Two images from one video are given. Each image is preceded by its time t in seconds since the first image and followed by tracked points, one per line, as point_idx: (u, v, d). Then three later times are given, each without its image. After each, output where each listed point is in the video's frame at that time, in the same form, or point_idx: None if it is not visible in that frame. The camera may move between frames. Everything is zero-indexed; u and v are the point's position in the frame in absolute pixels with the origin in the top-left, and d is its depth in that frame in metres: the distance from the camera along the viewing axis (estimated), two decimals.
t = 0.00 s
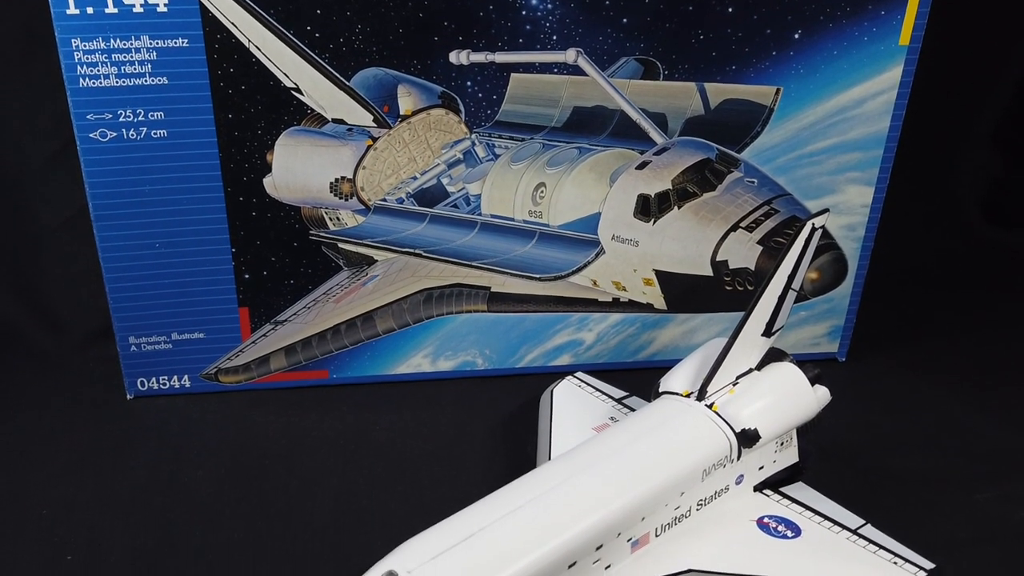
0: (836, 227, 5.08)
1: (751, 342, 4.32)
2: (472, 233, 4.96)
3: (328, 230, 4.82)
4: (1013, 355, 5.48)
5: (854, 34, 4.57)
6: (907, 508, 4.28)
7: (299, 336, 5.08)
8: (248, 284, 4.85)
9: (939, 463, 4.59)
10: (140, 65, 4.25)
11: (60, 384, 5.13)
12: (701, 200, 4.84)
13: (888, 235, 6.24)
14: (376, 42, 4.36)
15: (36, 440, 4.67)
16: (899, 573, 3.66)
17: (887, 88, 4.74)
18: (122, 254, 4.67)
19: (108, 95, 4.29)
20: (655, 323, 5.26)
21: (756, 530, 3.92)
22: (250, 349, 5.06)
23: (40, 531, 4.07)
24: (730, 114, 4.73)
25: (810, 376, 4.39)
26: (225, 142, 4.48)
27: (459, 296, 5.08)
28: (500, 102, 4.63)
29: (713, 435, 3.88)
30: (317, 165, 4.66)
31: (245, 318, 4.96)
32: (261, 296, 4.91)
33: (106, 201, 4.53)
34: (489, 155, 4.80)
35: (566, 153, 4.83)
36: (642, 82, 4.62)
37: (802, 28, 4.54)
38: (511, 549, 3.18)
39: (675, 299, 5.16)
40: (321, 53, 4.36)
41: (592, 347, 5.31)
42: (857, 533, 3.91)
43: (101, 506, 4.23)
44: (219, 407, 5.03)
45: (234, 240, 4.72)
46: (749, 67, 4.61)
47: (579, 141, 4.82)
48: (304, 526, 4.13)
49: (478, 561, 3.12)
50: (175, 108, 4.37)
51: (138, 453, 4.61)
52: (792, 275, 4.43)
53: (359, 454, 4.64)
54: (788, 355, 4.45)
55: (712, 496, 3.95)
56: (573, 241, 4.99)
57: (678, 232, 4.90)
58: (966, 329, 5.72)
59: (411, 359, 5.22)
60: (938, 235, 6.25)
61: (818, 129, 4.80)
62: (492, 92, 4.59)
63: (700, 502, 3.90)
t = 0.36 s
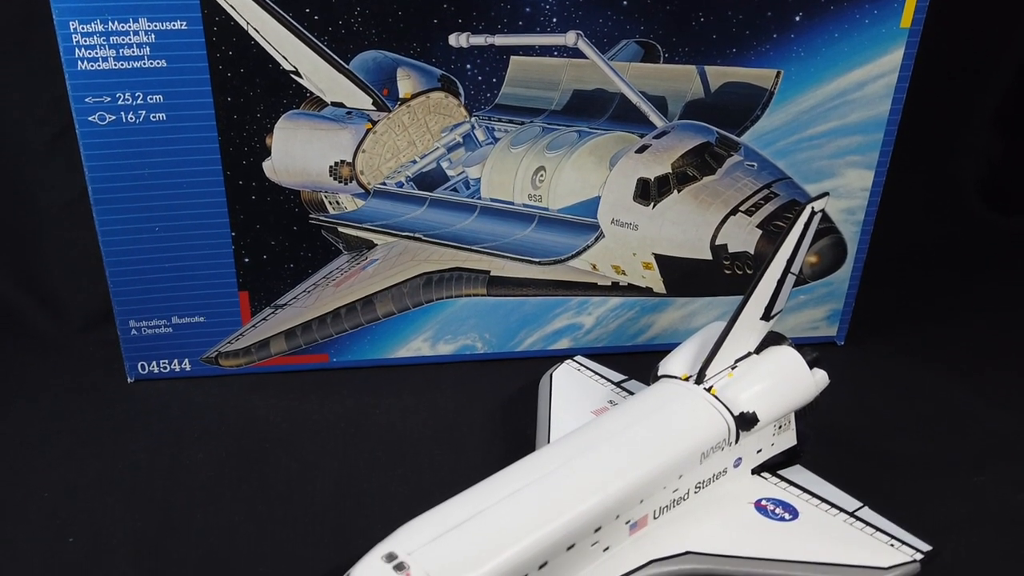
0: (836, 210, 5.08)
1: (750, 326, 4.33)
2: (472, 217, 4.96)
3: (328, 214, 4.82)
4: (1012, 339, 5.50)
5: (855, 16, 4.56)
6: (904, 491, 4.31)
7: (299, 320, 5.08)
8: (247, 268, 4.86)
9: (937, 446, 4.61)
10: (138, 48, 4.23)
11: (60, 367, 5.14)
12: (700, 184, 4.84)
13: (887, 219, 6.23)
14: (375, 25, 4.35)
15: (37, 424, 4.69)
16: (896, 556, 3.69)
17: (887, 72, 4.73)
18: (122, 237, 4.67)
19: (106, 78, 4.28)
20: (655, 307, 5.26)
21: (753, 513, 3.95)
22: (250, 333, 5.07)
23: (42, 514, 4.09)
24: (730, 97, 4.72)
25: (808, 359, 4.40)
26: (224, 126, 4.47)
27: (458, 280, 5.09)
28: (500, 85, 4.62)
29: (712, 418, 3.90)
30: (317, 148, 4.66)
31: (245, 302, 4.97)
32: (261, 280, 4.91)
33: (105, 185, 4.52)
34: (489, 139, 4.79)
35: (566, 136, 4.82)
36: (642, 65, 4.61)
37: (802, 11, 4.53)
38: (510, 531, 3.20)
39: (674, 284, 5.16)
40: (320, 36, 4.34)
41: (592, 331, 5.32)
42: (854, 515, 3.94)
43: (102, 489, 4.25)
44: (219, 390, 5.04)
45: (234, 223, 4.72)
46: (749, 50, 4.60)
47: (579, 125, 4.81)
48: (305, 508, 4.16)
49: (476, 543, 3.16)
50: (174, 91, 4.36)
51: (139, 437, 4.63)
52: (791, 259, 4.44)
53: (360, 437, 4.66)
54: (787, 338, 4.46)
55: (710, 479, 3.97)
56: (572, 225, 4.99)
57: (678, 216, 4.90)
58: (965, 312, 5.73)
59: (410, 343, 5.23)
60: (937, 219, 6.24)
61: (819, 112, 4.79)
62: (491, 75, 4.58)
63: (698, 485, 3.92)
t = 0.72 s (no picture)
0: (837, 194, 5.06)
1: (750, 309, 4.33)
2: (472, 201, 4.94)
3: (328, 197, 4.80)
4: (1013, 322, 5.49)
5: None
6: (903, 474, 4.32)
7: (299, 304, 5.08)
8: (247, 251, 4.84)
9: (936, 430, 4.62)
10: (136, 30, 4.20)
11: (60, 350, 5.15)
12: (701, 167, 4.82)
13: (889, 203, 6.22)
14: (374, 7, 4.34)
15: (37, 407, 4.70)
16: (894, 539, 3.70)
17: (890, 54, 4.69)
18: (121, 220, 4.66)
19: (104, 60, 4.25)
20: (655, 291, 5.25)
21: (752, 496, 3.96)
22: (250, 317, 5.06)
23: (43, 496, 4.11)
24: (732, 80, 4.70)
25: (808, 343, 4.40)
26: (223, 108, 4.45)
27: (458, 264, 5.08)
28: (500, 67, 4.60)
29: (711, 402, 3.91)
30: (316, 131, 4.64)
31: (245, 286, 4.96)
32: (261, 263, 4.90)
33: (104, 168, 4.51)
34: (489, 121, 4.76)
35: (567, 119, 4.79)
36: (643, 47, 4.59)
37: None
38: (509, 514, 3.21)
39: (675, 267, 5.16)
40: (319, 17, 4.32)
41: (592, 315, 5.31)
42: (853, 498, 3.95)
43: (103, 472, 4.27)
44: (220, 374, 5.05)
45: (234, 207, 4.71)
46: (751, 32, 4.57)
47: (580, 108, 4.78)
48: (306, 491, 4.17)
49: (476, 526, 3.18)
50: (172, 74, 4.33)
51: (139, 420, 4.64)
52: (792, 242, 4.43)
53: (360, 420, 4.67)
54: (787, 322, 4.46)
55: (709, 462, 3.98)
56: (573, 209, 4.98)
57: (678, 199, 4.88)
58: (966, 296, 5.72)
59: (410, 327, 5.22)
60: (939, 202, 6.22)
61: (821, 94, 4.77)
62: (492, 57, 4.56)
63: (698, 468, 3.93)
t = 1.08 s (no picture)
0: (839, 177, 5.05)
1: (751, 293, 4.33)
2: (473, 184, 4.92)
3: (328, 181, 4.79)
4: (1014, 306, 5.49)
5: None
6: (902, 457, 4.33)
7: (299, 288, 5.07)
8: (247, 235, 4.84)
9: (936, 413, 4.63)
10: (135, 12, 4.17)
11: (61, 334, 5.16)
12: (702, 150, 4.80)
13: (891, 186, 6.19)
14: None
15: (38, 390, 4.71)
16: (893, 522, 3.72)
17: (893, 36, 4.66)
18: (120, 204, 4.65)
19: (102, 42, 4.23)
20: (655, 275, 5.25)
21: (752, 479, 3.97)
22: (250, 300, 5.06)
23: (46, 479, 4.13)
24: (733, 62, 4.68)
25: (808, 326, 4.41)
26: (222, 91, 4.43)
27: (458, 248, 5.07)
28: (501, 49, 4.57)
29: (711, 385, 3.91)
30: (316, 114, 4.62)
31: (245, 269, 4.95)
32: (261, 247, 4.89)
33: (103, 152, 4.49)
34: (490, 104, 4.74)
35: (567, 102, 4.77)
36: (644, 29, 4.56)
37: None
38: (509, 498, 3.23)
39: (675, 251, 5.15)
40: None
41: (592, 299, 5.31)
42: (852, 482, 3.97)
43: (105, 456, 4.28)
44: (220, 358, 5.05)
45: (233, 190, 4.69)
46: (753, 13, 4.54)
47: (580, 90, 4.76)
48: (307, 474, 4.19)
49: (476, 508, 3.19)
50: (171, 56, 4.31)
51: (141, 404, 4.65)
52: (793, 226, 4.42)
53: (361, 404, 4.68)
54: (787, 305, 4.46)
55: (709, 446, 3.99)
56: (573, 192, 4.97)
57: (679, 183, 4.87)
58: (967, 279, 5.71)
59: (411, 311, 5.22)
60: (941, 185, 6.20)
61: (824, 77, 4.74)
62: (492, 40, 4.53)
63: (698, 452, 3.94)
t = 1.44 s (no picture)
0: (840, 160, 5.03)
1: (750, 277, 4.32)
2: (472, 168, 4.90)
3: (327, 164, 4.77)
4: (1014, 289, 5.48)
5: None
6: (901, 441, 4.34)
7: (299, 272, 5.07)
8: (246, 219, 4.83)
9: (935, 396, 4.64)
10: None
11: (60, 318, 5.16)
12: (702, 133, 4.77)
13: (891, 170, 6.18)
14: None
15: (38, 374, 4.72)
16: (891, 505, 3.74)
17: (896, 17, 4.63)
18: (119, 187, 4.63)
19: (100, 25, 4.20)
20: (655, 258, 5.24)
21: (751, 463, 3.98)
22: (250, 284, 5.06)
23: (47, 463, 4.14)
24: (734, 44, 4.66)
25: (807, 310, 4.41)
26: (220, 74, 4.41)
27: (458, 232, 5.06)
28: (500, 32, 4.55)
29: (711, 369, 3.92)
30: (314, 96, 4.59)
31: (244, 253, 4.95)
32: (260, 231, 4.88)
33: (102, 135, 4.48)
34: (489, 87, 4.72)
35: (568, 85, 4.74)
36: (645, 12, 4.54)
37: None
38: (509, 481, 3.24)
39: (675, 235, 5.14)
40: None
41: (592, 283, 5.30)
42: (851, 465, 3.98)
43: (106, 439, 4.29)
44: (220, 342, 5.05)
45: (232, 173, 4.68)
46: None
47: (581, 73, 4.73)
48: (308, 457, 4.21)
49: (476, 491, 3.21)
50: (169, 38, 4.28)
51: (141, 387, 4.66)
52: (793, 209, 4.41)
53: (361, 387, 4.69)
54: (788, 289, 4.46)
55: (708, 429, 4.00)
56: (573, 176, 4.96)
57: (680, 166, 4.84)
58: (968, 263, 5.70)
59: (410, 295, 5.22)
60: (942, 168, 6.19)
61: (825, 59, 4.72)
62: (492, 22, 4.51)
63: (697, 435, 3.95)
